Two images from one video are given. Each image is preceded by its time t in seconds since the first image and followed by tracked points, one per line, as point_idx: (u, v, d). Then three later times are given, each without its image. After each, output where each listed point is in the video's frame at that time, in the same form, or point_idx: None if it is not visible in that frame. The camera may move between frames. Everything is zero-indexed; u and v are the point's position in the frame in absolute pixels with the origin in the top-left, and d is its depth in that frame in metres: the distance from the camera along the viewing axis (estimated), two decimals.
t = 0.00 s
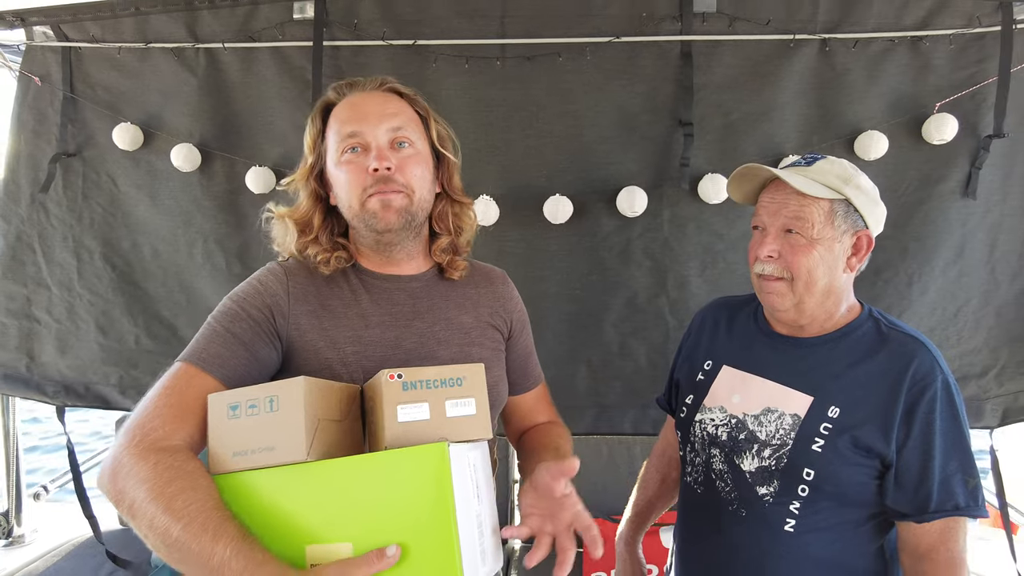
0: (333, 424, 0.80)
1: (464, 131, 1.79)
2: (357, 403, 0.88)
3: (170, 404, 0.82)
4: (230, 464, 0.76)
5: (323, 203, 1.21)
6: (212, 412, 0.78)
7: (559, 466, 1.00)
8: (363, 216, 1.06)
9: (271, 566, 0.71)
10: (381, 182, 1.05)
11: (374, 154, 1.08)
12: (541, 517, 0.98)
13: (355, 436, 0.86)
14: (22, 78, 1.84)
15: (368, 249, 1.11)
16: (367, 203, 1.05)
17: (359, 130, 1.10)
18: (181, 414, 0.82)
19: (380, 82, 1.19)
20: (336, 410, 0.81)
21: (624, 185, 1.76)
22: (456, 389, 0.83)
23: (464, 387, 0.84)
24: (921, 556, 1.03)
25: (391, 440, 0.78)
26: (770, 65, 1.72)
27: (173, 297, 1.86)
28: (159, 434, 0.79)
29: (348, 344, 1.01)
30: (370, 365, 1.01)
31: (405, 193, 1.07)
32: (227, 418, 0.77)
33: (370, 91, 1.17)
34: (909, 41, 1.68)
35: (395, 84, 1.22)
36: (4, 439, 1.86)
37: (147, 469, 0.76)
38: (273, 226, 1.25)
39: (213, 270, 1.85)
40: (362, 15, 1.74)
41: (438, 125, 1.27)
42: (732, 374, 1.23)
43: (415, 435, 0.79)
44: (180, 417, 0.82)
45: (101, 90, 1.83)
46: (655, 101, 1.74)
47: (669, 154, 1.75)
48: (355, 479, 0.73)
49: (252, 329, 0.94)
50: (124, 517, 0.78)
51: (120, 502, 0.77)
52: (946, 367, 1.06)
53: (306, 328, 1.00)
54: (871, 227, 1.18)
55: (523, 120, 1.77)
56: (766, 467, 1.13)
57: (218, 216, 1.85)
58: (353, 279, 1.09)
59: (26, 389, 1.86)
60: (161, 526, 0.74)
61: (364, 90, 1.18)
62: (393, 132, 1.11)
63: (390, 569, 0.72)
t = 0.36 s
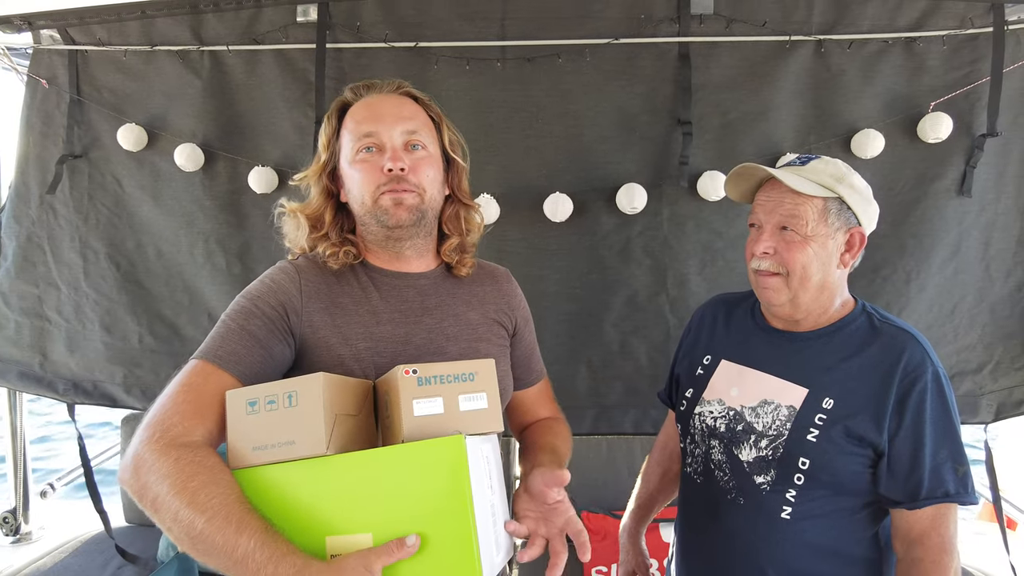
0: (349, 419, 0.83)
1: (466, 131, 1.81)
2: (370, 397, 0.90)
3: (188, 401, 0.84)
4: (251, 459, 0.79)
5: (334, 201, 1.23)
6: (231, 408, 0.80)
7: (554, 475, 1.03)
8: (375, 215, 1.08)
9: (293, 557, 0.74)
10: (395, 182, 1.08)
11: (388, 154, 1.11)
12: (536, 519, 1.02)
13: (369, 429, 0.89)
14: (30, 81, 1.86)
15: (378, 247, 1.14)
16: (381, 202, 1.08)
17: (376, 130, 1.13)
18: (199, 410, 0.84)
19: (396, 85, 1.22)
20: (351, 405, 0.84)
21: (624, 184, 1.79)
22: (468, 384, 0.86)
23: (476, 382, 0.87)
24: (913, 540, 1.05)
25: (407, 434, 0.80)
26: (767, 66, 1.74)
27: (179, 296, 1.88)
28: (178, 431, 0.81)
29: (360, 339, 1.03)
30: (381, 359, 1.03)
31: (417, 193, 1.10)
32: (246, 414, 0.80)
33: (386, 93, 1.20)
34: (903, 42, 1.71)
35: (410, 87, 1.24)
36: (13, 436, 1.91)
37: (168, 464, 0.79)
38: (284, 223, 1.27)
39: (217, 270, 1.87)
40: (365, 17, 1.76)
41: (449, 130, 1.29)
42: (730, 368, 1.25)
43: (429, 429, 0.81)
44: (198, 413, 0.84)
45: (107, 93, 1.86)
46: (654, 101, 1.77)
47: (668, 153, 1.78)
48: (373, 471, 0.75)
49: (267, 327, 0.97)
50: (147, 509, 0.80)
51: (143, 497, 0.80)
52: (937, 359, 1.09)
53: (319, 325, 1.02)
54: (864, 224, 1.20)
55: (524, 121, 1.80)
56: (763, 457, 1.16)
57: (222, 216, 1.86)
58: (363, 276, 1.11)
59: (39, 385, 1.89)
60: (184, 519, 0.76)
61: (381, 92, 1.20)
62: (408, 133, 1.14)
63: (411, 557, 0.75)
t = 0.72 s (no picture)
0: (358, 414, 0.85)
1: (469, 132, 1.83)
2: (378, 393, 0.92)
3: (202, 395, 0.86)
4: (262, 452, 0.81)
5: (341, 204, 1.25)
6: (245, 401, 0.83)
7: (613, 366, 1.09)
8: (383, 220, 1.11)
9: (305, 547, 0.76)
10: (401, 187, 1.10)
11: (393, 159, 1.13)
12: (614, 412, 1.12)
13: (377, 423, 0.91)
14: (38, 84, 1.88)
15: (386, 248, 1.16)
16: (388, 207, 1.10)
17: (379, 135, 1.15)
18: (213, 404, 0.86)
19: (396, 88, 1.24)
20: (361, 400, 0.86)
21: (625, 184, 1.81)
22: (474, 380, 0.88)
23: (482, 377, 0.89)
24: (911, 529, 1.06)
25: (415, 427, 0.82)
26: (765, 67, 1.76)
27: (187, 296, 1.90)
28: (193, 424, 0.83)
29: (368, 337, 1.05)
30: (388, 356, 1.05)
31: (423, 196, 1.12)
32: (258, 408, 0.82)
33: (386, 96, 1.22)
34: (900, 43, 1.73)
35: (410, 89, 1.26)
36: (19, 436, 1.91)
37: (182, 456, 0.80)
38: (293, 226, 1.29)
39: (224, 269, 1.88)
40: (368, 19, 1.78)
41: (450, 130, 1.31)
42: (730, 364, 1.27)
43: (437, 424, 0.83)
44: (212, 407, 0.86)
45: (113, 94, 1.88)
46: (654, 102, 1.79)
47: (668, 153, 1.80)
48: (384, 463, 0.78)
49: (278, 323, 0.99)
50: (161, 501, 0.82)
51: (158, 488, 0.82)
52: (931, 354, 1.11)
53: (329, 322, 1.04)
54: (858, 224, 1.22)
55: (526, 121, 1.82)
56: (761, 449, 1.18)
57: (227, 216, 1.88)
58: (372, 274, 1.13)
59: (52, 382, 1.92)
60: (198, 510, 0.78)
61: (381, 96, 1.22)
62: (410, 137, 1.16)
63: (419, 548, 0.78)
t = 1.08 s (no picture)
0: (354, 412, 0.85)
1: (470, 132, 1.84)
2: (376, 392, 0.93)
3: (202, 394, 0.87)
4: (261, 449, 0.82)
5: (342, 203, 1.26)
6: (243, 400, 0.84)
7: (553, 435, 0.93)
8: (387, 221, 1.11)
9: (299, 544, 0.77)
10: (406, 189, 1.11)
11: (398, 161, 1.14)
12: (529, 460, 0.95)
13: (375, 421, 0.92)
14: (40, 84, 1.89)
15: (388, 249, 1.17)
16: (393, 210, 1.11)
17: (383, 138, 1.16)
18: (212, 403, 0.87)
19: (399, 89, 1.25)
20: (358, 399, 0.87)
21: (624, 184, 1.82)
22: (470, 379, 0.89)
23: (478, 377, 0.90)
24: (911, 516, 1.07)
25: (410, 426, 0.83)
26: (764, 67, 1.77)
27: (190, 295, 1.91)
28: (192, 422, 0.84)
29: (368, 336, 1.06)
30: (388, 355, 1.06)
31: (427, 199, 1.13)
32: (257, 406, 0.83)
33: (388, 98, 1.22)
34: (897, 43, 1.74)
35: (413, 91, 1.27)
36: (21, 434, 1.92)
37: (181, 453, 0.81)
38: (292, 226, 1.30)
39: (227, 269, 1.89)
40: (369, 20, 1.79)
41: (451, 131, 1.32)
42: (729, 362, 1.28)
43: (433, 423, 0.84)
44: (211, 405, 0.87)
45: (116, 95, 1.88)
46: (654, 102, 1.80)
47: (667, 153, 1.81)
48: (379, 461, 0.78)
49: (277, 323, 1.00)
50: (161, 498, 0.83)
51: (157, 485, 0.83)
52: (928, 350, 1.12)
53: (329, 321, 1.05)
54: (858, 226, 1.23)
55: (526, 121, 1.83)
56: (762, 446, 1.19)
57: (229, 216, 1.89)
58: (373, 274, 1.15)
59: (55, 382, 1.93)
60: (196, 507, 0.79)
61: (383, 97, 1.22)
62: (414, 139, 1.17)
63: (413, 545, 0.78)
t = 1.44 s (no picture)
0: (339, 414, 0.85)
1: (469, 132, 1.84)
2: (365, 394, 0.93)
3: (190, 392, 0.88)
4: (245, 448, 0.82)
5: (341, 198, 1.26)
6: (228, 400, 0.84)
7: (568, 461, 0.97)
8: (383, 220, 1.11)
9: (272, 545, 0.77)
10: (404, 188, 1.11)
11: (399, 159, 1.14)
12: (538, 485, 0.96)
13: (363, 424, 0.91)
14: (37, 83, 1.88)
15: (382, 249, 1.17)
16: (390, 208, 1.11)
17: (387, 134, 1.16)
18: (200, 401, 0.88)
19: (407, 86, 1.25)
20: (343, 400, 0.86)
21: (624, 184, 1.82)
22: (454, 383, 0.89)
23: (463, 381, 0.89)
24: (909, 514, 1.08)
25: (390, 429, 0.83)
26: (763, 68, 1.78)
27: (188, 294, 1.91)
28: (178, 419, 0.85)
29: (358, 338, 1.06)
30: (380, 357, 1.06)
31: (425, 199, 1.13)
32: (241, 405, 0.83)
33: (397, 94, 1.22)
34: (896, 45, 1.75)
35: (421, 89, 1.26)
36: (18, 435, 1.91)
37: (165, 450, 0.82)
38: (291, 220, 1.30)
39: (226, 268, 1.89)
40: (369, 20, 1.79)
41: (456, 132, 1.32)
42: (721, 365, 1.28)
43: (415, 427, 0.84)
44: (199, 403, 0.88)
45: (114, 94, 1.88)
46: (653, 103, 1.80)
47: (666, 153, 1.81)
48: (357, 464, 0.77)
49: (268, 323, 1.00)
50: (146, 493, 0.85)
51: (142, 479, 0.84)
52: (919, 351, 1.12)
53: (319, 322, 1.05)
54: (850, 227, 1.24)
55: (526, 122, 1.83)
56: (754, 449, 1.19)
57: (228, 215, 1.89)
58: (366, 274, 1.15)
59: (51, 382, 1.91)
60: (176, 503, 0.80)
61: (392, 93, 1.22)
62: (418, 138, 1.17)
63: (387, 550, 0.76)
